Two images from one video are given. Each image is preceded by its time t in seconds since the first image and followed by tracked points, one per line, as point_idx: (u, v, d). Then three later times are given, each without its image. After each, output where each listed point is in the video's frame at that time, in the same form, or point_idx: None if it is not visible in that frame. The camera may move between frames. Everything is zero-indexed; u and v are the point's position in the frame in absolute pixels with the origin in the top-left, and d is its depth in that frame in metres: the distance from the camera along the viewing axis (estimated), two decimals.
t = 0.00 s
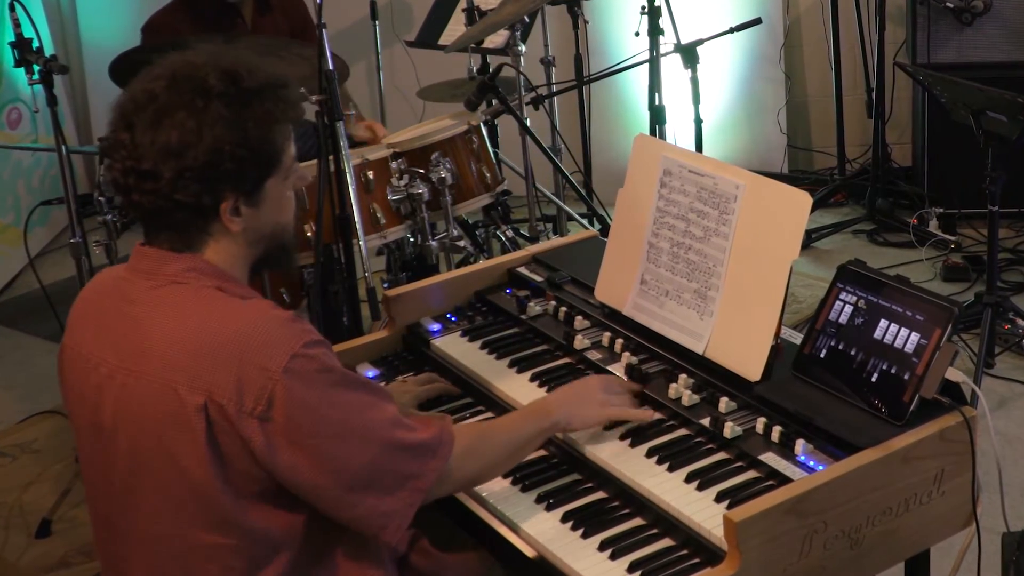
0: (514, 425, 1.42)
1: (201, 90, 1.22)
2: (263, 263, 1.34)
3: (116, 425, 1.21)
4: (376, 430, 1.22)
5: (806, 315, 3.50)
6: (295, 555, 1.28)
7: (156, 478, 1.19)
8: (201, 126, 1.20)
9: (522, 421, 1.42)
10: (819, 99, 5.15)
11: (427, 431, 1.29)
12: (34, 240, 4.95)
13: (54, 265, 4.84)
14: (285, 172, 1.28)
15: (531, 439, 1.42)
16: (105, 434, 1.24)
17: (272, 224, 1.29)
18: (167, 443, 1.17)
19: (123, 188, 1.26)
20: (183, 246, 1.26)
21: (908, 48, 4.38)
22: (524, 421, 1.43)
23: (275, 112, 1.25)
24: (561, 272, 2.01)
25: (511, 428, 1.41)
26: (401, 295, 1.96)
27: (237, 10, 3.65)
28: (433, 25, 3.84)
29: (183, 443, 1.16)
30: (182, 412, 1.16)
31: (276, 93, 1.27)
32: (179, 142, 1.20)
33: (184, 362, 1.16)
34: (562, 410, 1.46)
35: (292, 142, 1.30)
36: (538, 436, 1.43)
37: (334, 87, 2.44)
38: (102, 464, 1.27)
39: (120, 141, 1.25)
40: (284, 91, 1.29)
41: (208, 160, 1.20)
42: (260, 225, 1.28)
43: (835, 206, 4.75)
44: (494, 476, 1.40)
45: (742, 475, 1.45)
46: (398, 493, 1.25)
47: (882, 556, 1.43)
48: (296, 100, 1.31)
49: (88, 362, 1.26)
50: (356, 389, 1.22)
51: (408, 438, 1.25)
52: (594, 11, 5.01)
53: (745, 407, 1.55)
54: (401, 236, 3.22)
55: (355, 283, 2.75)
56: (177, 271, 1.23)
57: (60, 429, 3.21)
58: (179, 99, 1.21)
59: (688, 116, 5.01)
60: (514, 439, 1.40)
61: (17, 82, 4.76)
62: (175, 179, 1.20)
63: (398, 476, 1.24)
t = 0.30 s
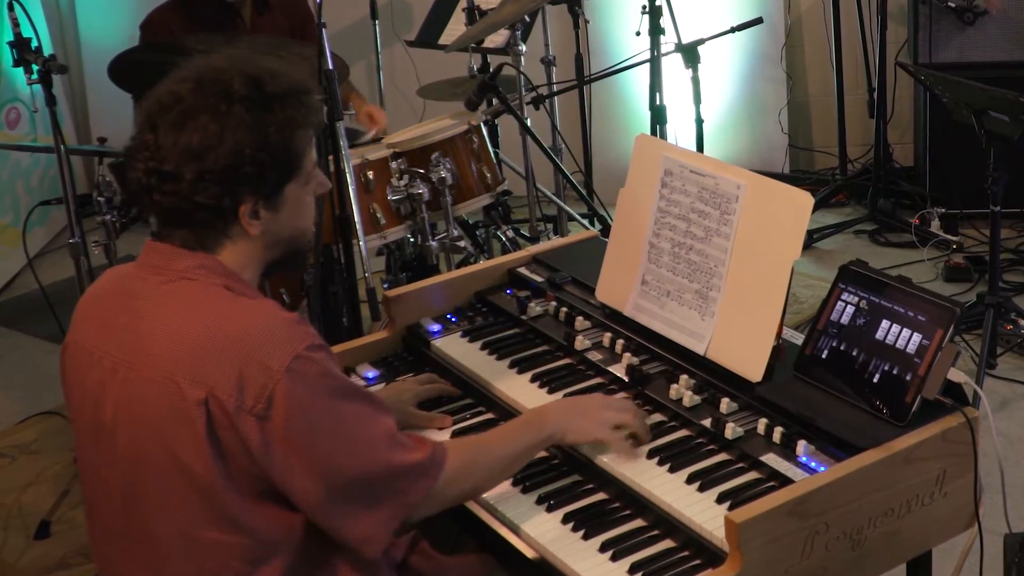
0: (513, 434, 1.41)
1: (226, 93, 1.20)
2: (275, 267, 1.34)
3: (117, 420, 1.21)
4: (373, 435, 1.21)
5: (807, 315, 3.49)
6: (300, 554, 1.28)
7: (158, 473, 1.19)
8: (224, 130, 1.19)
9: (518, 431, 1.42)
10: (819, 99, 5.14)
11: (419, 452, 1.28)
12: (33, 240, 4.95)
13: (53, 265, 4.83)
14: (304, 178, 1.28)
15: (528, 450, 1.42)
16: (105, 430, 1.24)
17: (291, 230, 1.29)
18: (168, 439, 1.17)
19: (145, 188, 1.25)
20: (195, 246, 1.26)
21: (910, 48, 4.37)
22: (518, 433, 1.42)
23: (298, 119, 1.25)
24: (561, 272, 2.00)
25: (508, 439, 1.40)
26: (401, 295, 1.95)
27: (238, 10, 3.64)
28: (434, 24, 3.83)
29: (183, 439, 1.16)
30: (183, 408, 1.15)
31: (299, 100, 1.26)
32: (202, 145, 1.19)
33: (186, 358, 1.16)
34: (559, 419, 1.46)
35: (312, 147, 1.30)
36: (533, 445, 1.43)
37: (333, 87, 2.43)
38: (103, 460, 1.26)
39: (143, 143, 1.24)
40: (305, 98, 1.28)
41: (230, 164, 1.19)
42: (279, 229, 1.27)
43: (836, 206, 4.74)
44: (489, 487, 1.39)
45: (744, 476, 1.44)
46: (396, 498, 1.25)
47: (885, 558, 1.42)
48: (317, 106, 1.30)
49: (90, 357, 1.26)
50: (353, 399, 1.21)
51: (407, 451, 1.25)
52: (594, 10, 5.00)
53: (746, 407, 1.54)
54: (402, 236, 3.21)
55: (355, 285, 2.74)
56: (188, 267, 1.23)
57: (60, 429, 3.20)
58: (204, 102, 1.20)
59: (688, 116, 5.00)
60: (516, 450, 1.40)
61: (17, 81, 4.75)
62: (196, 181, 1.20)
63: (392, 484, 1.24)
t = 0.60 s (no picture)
0: (492, 452, 1.38)
1: (198, 92, 1.19)
2: (260, 262, 1.33)
3: (110, 420, 1.20)
4: (355, 444, 1.18)
5: (808, 316, 3.48)
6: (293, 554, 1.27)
7: (150, 473, 1.18)
8: (195, 130, 1.18)
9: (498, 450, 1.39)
10: (821, 99, 5.13)
11: (406, 466, 1.25)
12: (32, 241, 4.94)
13: (52, 265, 4.83)
14: (286, 173, 1.27)
15: (509, 467, 1.39)
16: (99, 430, 1.23)
17: (273, 225, 1.28)
18: (157, 438, 1.16)
19: (122, 190, 1.25)
20: (180, 245, 1.25)
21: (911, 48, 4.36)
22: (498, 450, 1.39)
23: (274, 112, 1.23)
24: (561, 272, 2.00)
25: (491, 454, 1.38)
26: (401, 295, 1.94)
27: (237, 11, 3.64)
28: (434, 24, 3.82)
29: (171, 439, 1.15)
30: (170, 407, 1.15)
31: (276, 92, 1.24)
32: (174, 146, 1.18)
33: (172, 357, 1.15)
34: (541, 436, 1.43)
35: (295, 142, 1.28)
36: (514, 462, 1.40)
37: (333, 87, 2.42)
38: (98, 461, 1.26)
39: (118, 144, 1.24)
40: (285, 91, 1.26)
41: (203, 164, 1.18)
42: (260, 226, 1.27)
43: (838, 206, 4.73)
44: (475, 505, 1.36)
45: (744, 477, 1.44)
46: (374, 519, 1.20)
47: (886, 559, 1.41)
48: (297, 101, 1.29)
49: (82, 359, 1.25)
50: (339, 411, 1.17)
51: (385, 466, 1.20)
52: (595, 9, 4.99)
53: (748, 408, 1.53)
54: (402, 236, 3.21)
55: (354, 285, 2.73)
56: (171, 266, 1.22)
57: (58, 430, 3.20)
58: (175, 102, 1.19)
59: (690, 116, 4.99)
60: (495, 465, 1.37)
61: (15, 81, 4.75)
62: (170, 182, 1.19)
63: (371, 502, 1.19)
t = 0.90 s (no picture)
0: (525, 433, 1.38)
1: (191, 91, 1.19)
2: (256, 264, 1.32)
3: (109, 428, 1.19)
4: (372, 432, 1.19)
5: (810, 316, 3.48)
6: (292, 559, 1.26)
7: (151, 481, 1.17)
8: (190, 130, 1.18)
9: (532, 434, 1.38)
10: (823, 99, 5.12)
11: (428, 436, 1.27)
12: (30, 241, 4.94)
13: (51, 266, 4.82)
14: (279, 172, 1.26)
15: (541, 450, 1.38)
16: (96, 437, 1.22)
17: (267, 224, 1.27)
18: (160, 446, 1.15)
19: (115, 192, 1.24)
20: (176, 250, 1.24)
21: (913, 47, 4.36)
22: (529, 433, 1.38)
23: (266, 112, 1.22)
24: (563, 272, 1.99)
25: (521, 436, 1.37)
26: (401, 296, 1.94)
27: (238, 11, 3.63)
28: (435, 23, 3.82)
29: (178, 446, 1.14)
30: (175, 414, 1.14)
31: (268, 91, 1.24)
32: (169, 146, 1.18)
33: (177, 364, 1.14)
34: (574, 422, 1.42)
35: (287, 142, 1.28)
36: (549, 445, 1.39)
37: (334, 87, 2.42)
38: (95, 467, 1.25)
39: (111, 145, 1.23)
40: (275, 88, 1.25)
41: (199, 163, 1.18)
42: (254, 225, 1.26)
43: (840, 206, 4.73)
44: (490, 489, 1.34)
45: (746, 478, 1.43)
46: (395, 499, 1.22)
47: (888, 560, 1.40)
48: (290, 100, 1.28)
49: (77, 365, 1.24)
50: (353, 397, 1.19)
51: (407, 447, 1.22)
52: (595, 9, 5.00)
53: (749, 409, 1.53)
54: (402, 236, 3.20)
55: (355, 286, 2.72)
56: (171, 272, 1.22)
57: (57, 432, 3.19)
58: (168, 102, 1.19)
59: (691, 115, 4.99)
60: (522, 447, 1.36)
61: (13, 81, 4.74)
62: (165, 183, 1.19)
63: (393, 481, 1.21)
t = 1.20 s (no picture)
0: (535, 440, 1.37)
1: (197, 94, 1.18)
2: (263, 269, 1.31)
3: (105, 432, 1.19)
4: (371, 436, 1.19)
5: (811, 317, 3.47)
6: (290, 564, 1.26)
7: (145, 483, 1.16)
8: (196, 134, 1.17)
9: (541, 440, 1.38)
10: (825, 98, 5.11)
11: (427, 440, 1.25)
12: (29, 241, 4.93)
13: (50, 266, 4.81)
14: (286, 177, 1.26)
15: (549, 455, 1.38)
16: (94, 440, 1.21)
17: (273, 230, 1.27)
18: (155, 449, 1.14)
19: (120, 195, 1.23)
20: (180, 253, 1.24)
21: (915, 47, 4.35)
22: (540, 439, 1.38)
23: (274, 118, 1.22)
24: (563, 273, 1.98)
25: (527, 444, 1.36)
26: (401, 297, 1.93)
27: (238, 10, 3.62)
28: (435, 23, 3.81)
29: (173, 451, 1.14)
30: (169, 418, 1.13)
31: (276, 96, 1.23)
32: (175, 149, 1.17)
33: (174, 368, 1.14)
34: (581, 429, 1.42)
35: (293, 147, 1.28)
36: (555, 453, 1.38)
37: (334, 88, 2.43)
38: (92, 468, 1.24)
39: (117, 148, 1.22)
40: (283, 95, 1.25)
41: (204, 166, 1.17)
42: (260, 228, 1.25)
43: (841, 206, 4.73)
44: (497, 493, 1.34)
45: (748, 479, 1.43)
46: (396, 499, 1.22)
47: (890, 561, 1.40)
48: (294, 104, 1.28)
49: (77, 366, 1.23)
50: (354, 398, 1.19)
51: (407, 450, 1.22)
52: (595, 8, 5.00)
53: (750, 409, 1.52)
54: (402, 237, 3.19)
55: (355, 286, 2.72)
56: (171, 274, 1.21)
57: (55, 432, 3.18)
58: (175, 105, 1.18)
59: (692, 115, 4.99)
60: (530, 450, 1.36)
61: (13, 80, 4.73)
62: (169, 186, 1.18)
63: (394, 482, 1.21)
